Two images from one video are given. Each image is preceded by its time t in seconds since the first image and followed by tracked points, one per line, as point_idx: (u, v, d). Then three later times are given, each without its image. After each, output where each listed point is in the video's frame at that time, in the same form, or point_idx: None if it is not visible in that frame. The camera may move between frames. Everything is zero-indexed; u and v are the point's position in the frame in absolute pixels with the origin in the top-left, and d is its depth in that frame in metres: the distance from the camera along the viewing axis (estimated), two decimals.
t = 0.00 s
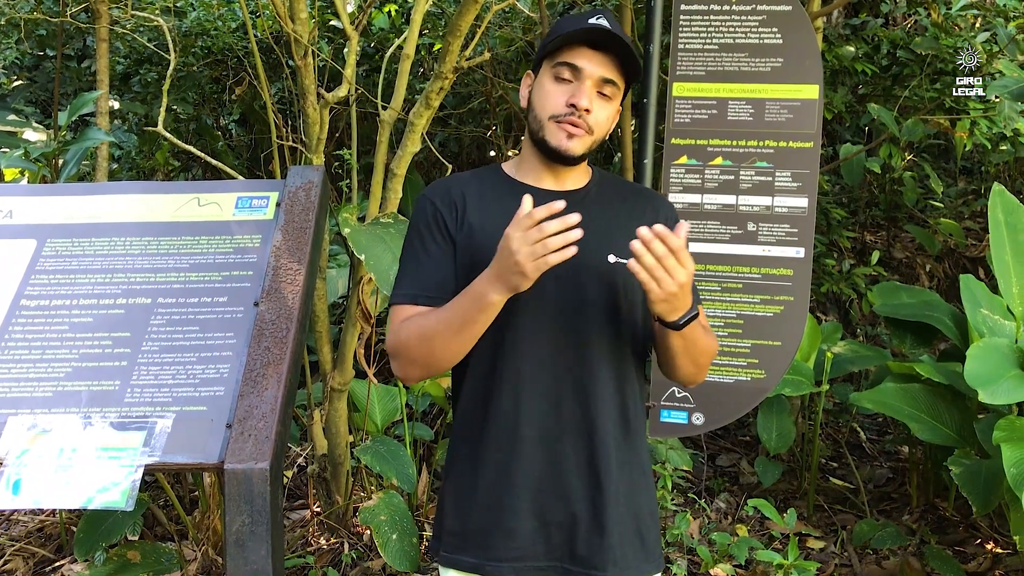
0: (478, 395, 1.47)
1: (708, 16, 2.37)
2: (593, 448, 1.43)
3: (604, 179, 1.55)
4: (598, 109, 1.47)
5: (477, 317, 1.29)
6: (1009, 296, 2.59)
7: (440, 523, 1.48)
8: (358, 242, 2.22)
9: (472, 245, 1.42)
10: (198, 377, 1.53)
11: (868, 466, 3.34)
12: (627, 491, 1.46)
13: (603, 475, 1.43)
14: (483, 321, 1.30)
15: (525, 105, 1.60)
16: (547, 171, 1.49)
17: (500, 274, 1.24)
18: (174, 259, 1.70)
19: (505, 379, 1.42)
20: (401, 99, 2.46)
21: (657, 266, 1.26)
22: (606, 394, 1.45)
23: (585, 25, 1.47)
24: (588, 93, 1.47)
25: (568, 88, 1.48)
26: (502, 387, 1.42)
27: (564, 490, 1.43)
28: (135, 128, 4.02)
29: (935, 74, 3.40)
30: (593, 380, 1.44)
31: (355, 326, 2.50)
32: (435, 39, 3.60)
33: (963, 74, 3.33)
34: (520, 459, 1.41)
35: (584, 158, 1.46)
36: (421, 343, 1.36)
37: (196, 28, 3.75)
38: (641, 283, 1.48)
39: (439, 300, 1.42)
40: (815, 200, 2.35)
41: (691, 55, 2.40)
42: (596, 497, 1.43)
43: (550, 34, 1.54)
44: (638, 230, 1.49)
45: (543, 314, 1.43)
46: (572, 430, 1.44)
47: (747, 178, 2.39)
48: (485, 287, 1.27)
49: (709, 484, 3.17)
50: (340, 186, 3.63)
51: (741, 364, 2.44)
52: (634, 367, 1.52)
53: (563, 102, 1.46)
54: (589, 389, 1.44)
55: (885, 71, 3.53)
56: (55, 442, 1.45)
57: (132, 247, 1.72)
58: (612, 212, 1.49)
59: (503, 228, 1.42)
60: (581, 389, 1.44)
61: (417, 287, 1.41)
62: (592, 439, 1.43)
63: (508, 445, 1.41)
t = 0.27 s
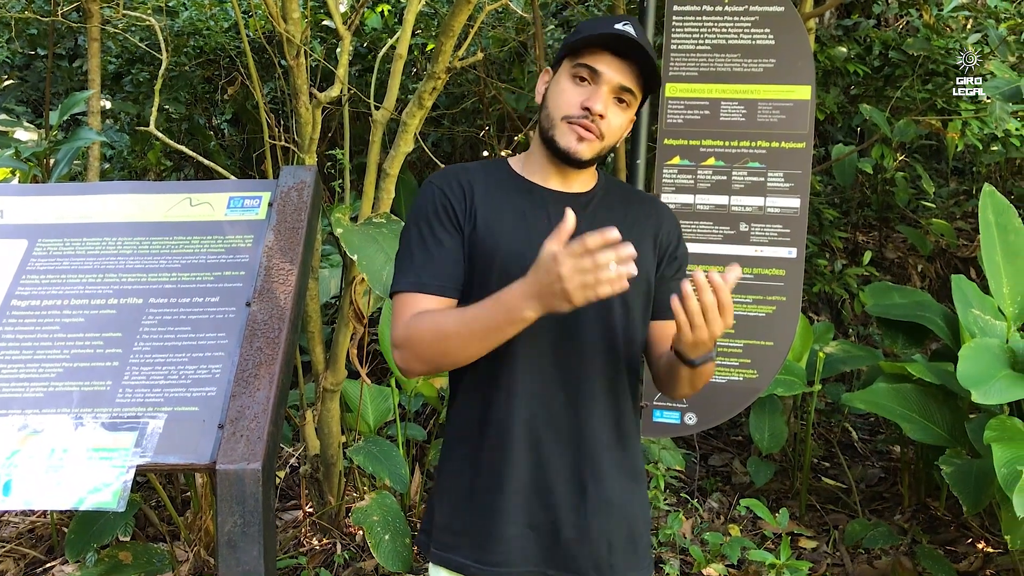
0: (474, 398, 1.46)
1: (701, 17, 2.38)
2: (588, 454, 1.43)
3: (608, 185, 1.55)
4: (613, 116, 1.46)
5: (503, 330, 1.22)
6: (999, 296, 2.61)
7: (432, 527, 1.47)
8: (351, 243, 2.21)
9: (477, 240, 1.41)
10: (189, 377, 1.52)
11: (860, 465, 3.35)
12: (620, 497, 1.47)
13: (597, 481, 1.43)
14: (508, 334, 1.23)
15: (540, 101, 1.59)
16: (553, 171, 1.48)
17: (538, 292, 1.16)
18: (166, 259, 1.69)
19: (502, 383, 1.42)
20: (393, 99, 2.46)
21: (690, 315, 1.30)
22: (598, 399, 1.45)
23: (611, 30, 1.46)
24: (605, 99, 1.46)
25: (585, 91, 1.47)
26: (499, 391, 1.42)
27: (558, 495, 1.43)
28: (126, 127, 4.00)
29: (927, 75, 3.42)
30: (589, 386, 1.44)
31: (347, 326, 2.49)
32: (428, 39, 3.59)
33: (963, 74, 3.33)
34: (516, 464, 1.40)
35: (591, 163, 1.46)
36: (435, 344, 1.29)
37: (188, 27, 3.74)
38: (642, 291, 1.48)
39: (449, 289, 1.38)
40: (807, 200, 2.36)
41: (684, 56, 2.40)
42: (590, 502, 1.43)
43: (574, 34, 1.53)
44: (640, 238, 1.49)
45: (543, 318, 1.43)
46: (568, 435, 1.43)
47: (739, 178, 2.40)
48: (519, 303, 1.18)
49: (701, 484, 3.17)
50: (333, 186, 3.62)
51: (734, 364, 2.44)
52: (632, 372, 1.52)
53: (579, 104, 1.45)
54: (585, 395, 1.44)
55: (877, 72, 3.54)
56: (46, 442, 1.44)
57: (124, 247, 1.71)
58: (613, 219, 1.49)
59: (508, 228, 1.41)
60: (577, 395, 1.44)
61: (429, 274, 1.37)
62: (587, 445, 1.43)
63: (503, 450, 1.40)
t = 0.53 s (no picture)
0: (467, 401, 1.45)
1: (691, 17, 2.39)
2: (579, 459, 1.43)
3: (606, 190, 1.55)
4: (620, 119, 1.46)
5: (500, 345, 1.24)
6: (988, 296, 2.62)
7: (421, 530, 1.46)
8: (341, 243, 2.20)
9: (474, 239, 1.40)
10: (179, 378, 1.52)
11: (850, 464, 3.37)
12: (610, 502, 1.47)
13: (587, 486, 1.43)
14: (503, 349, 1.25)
15: (544, 101, 1.58)
16: (556, 173, 1.47)
17: (542, 316, 1.17)
18: (155, 259, 1.68)
19: (494, 387, 1.41)
20: (384, 99, 2.45)
21: (686, 357, 1.31)
22: (587, 404, 1.45)
23: (619, 32, 1.45)
24: (611, 102, 1.46)
25: (591, 94, 1.47)
26: (492, 395, 1.41)
27: (549, 499, 1.43)
28: (116, 127, 3.98)
29: (916, 76, 3.43)
30: (580, 391, 1.44)
31: (338, 326, 2.48)
32: (419, 39, 3.59)
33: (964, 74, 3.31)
34: (507, 468, 1.40)
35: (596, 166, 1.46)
36: (430, 349, 1.29)
37: (178, 27, 3.72)
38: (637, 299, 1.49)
39: (446, 290, 1.38)
40: (796, 200, 2.37)
41: (674, 56, 2.41)
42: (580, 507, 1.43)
43: (581, 34, 1.51)
44: (636, 245, 1.49)
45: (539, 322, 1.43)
46: (558, 441, 1.43)
47: (729, 178, 2.40)
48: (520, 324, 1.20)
49: (692, 484, 3.18)
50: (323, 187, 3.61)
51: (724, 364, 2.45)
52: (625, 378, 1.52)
53: (585, 107, 1.45)
54: (577, 401, 1.44)
55: (867, 72, 3.56)
56: (35, 444, 1.43)
57: (113, 247, 1.70)
58: (610, 225, 1.49)
59: (505, 231, 1.41)
60: (568, 400, 1.44)
61: (425, 273, 1.36)
62: (578, 450, 1.43)
63: (494, 455, 1.40)
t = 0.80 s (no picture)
0: (459, 401, 1.45)
1: (684, 17, 2.39)
2: (571, 460, 1.43)
3: (598, 187, 1.55)
4: (611, 114, 1.46)
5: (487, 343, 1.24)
6: (980, 294, 2.63)
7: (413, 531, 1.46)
8: (334, 242, 2.20)
9: (466, 240, 1.40)
10: (172, 378, 1.51)
11: (843, 463, 3.38)
12: (602, 503, 1.47)
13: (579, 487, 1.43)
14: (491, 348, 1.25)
15: (530, 101, 1.57)
16: (550, 173, 1.48)
17: (525, 312, 1.17)
18: (147, 259, 1.67)
19: (486, 388, 1.41)
20: (377, 99, 2.44)
21: (672, 353, 1.31)
22: (580, 404, 1.45)
23: (603, 27, 1.45)
24: (601, 98, 1.46)
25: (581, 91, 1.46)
26: (483, 396, 1.41)
27: (541, 500, 1.43)
28: (108, 127, 3.96)
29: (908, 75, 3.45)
30: (573, 392, 1.44)
31: (331, 326, 2.48)
32: (412, 38, 3.59)
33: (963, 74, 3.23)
34: (498, 469, 1.40)
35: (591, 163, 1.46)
36: (417, 350, 1.29)
37: (170, 26, 3.71)
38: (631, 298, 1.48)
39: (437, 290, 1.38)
40: (789, 199, 2.37)
41: (667, 56, 2.41)
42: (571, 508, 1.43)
43: (564, 30, 1.51)
44: (629, 244, 1.49)
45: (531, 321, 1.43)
46: (551, 441, 1.43)
47: (723, 177, 2.41)
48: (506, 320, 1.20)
49: (686, 483, 3.19)
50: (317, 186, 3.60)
51: (718, 362, 2.45)
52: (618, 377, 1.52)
53: (576, 105, 1.44)
54: (569, 401, 1.44)
55: (859, 71, 3.57)
56: (27, 444, 1.42)
57: (104, 246, 1.69)
58: (602, 223, 1.48)
59: (496, 230, 1.41)
60: (560, 400, 1.44)
61: (414, 275, 1.36)
62: (570, 451, 1.43)
63: (486, 455, 1.40)
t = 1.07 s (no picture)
0: (458, 400, 1.45)
1: (681, 16, 2.39)
2: (571, 459, 1.43)
3: (594, 183, 1.55)
4: (602, 100, 1.46)
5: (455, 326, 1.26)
6: (977, 293, 2.64)
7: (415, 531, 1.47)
8: (330, 242, 2.19)
9: (461, 239, 1.40)
10: (168, 378, 1.51)
11: (839, 462, 3.39)
12: (603, 502, 1.46)
13: (580, 486, 1.42)
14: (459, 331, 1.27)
15: (516, 101, 1.57)
16: (548, 166, 1.48)
17: (483, 289, 1.20)
18: (144, 258, 1.67)
19: (485, 387, 1.41)
20: (373, 98, 2.44)
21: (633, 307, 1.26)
22: (579, 402, 1.44)
23: (580, 17, 1.46)
24: (591, 85, 1.46)
25: (569, 82, 1.47)
26: (482, 395, 1.41)
27: (540, 499, 1.42)
28: (103, 126, 3.95)
29: (904, 75, 3.45)
30: (572, 390, 1.44)
31: (328, 326, 2.47)
32: (408, 37, 3.58)
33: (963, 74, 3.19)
34: (498, 468, 1.40)
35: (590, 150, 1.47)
36: (393, 342, 1.33)
37: (166, 25, 3.71)
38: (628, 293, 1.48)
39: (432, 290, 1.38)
40: (786, 198, 2.38)
41: (663, 55, 2.41)
42: (572, 508, 1.42)
43: (538, 26, 1.51)
44: (626, 240, 1.49)
45: (528, 320, 1.43)
46: (550, 440, 1.43)
47: (719, 176, 2.41)
48: (466, 299, 1.23)
49: (683, 482, 3.19)
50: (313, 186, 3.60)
51: (715, 362, 2.45)
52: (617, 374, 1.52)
53: (567, 96, 1.44)
54: (568, 400, 1.44)
55: (855, 71, 3.58)
56: (23, 444, 1.42)
57: (101, 246, 1.68)
58: (598, 220, 1.48)
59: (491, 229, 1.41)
60: (559, 399, 1.44)
61: (401, 277, 1.38)
62: (570, 450, 1.43)
63: (485, 454, 1.40)
